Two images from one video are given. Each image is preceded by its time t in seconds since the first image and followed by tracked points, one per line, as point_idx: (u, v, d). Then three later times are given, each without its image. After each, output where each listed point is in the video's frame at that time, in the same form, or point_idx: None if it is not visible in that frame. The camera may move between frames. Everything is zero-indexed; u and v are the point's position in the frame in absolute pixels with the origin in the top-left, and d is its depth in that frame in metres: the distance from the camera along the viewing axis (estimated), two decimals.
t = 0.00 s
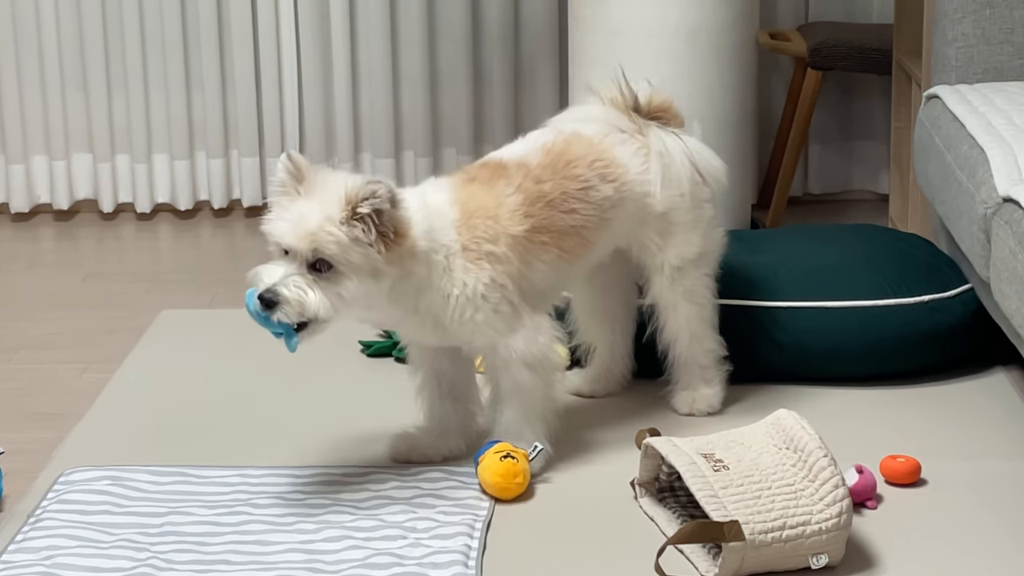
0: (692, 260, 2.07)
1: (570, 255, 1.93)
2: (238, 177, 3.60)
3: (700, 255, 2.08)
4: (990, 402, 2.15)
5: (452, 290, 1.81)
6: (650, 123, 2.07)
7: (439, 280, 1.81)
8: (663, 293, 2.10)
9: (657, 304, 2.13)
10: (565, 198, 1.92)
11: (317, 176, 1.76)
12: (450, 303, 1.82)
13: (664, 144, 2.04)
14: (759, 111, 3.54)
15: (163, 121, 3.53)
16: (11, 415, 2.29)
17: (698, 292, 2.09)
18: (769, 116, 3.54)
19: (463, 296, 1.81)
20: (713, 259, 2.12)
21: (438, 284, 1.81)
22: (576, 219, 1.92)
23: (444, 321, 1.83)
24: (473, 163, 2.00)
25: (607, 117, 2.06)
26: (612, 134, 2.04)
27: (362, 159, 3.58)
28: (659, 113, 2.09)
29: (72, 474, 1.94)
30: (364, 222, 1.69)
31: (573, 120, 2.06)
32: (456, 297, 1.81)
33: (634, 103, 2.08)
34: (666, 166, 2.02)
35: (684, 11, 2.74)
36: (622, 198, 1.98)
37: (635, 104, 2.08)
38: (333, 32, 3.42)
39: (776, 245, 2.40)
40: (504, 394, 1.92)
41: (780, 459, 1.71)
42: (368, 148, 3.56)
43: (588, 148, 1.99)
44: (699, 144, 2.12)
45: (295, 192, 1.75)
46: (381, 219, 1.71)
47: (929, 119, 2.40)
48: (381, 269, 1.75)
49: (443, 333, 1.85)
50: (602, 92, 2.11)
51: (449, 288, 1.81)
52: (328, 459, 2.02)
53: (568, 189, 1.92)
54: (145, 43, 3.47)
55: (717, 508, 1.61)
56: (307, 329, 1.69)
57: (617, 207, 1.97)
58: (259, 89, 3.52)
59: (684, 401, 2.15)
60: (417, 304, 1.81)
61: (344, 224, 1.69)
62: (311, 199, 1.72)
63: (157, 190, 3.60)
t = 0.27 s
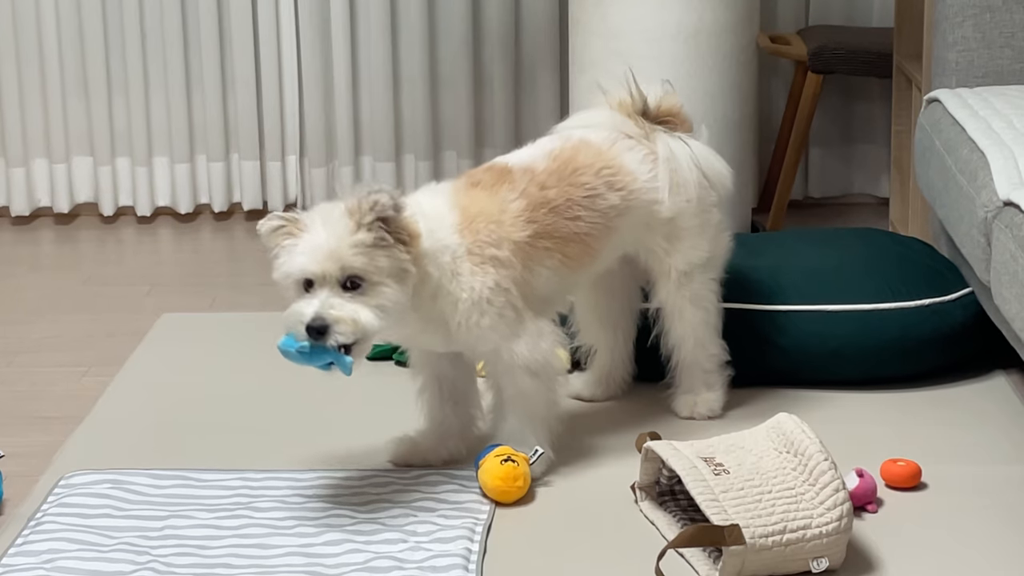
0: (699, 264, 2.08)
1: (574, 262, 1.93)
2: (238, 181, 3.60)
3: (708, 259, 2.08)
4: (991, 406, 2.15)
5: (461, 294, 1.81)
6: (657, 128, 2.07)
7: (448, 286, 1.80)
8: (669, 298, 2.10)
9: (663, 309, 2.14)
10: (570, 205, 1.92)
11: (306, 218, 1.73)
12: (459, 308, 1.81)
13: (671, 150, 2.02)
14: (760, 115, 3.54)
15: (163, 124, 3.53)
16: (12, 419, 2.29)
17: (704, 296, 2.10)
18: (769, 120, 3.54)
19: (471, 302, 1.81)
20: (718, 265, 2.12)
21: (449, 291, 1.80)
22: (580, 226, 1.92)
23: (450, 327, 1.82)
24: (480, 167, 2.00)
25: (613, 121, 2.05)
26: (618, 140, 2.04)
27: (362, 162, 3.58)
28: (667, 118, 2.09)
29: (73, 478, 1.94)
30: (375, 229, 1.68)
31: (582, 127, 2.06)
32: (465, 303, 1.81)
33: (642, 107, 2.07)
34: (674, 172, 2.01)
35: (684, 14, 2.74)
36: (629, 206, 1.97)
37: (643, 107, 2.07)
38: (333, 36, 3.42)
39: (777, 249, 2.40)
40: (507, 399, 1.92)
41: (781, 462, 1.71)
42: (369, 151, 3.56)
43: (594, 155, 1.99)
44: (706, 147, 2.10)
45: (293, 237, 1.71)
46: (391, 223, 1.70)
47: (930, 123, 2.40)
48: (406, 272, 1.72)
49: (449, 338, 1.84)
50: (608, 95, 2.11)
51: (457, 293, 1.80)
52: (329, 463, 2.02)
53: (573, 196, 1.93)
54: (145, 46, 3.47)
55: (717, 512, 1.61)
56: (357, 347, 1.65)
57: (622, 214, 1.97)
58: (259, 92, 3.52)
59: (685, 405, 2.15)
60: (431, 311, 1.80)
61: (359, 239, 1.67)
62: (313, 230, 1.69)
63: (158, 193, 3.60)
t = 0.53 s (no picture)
0: (697, 269, 2.07)
1: (575, 269, 1.93)
2: (238, 184, 3.60)
3: (708, 263, 2.08)
4: (991, 410, 2.14)
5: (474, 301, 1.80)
6: (656, 129, 2.07)
7: (461, 296, 1.79)
8: (668, 302, 2.10)
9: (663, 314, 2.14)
10: (572, 211, 1.92)
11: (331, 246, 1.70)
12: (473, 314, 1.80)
13: (668, 154, 2.02)
14: (760, 118, 3.54)
15: (164, 128, 3.53)
16: (12, 422, 2.29)
17: (704, 300, 2.10)
18: (770, 123, 3.54)
19: (482, 309, 1.80)
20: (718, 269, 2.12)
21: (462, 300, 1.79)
22: (582, 232, 1.92)
23: (462, 333, 1.81)
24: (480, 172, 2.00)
25: (613, 127, 2.06)
26: (617, 147, 2.04)
27: (362, 165, 3.59)
28: (667, 119, 2.10)
29: (73, 481, 1.94)
30: (405, 259, 1.68)
31: (583, 133, 2.06)
32: (476, 311, 1.80)
33: (642, 108, 2.08)
34: (672, 176, 2.01)
35: (684, 18, 2.74)
36: (628, 214, 1.97)
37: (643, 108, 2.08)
38: (334, 40, 3.43)
39: (778, 253, 2.40)
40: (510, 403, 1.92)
41: (782, 466, 1.71)
42: (369, 154, 3.56)
43: (594, 162, 1.99)
44: (706, 151, 2.10)
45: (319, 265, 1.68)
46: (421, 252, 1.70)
47: (930, 126, 2.40)
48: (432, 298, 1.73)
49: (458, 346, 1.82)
50: (609, 100, 2.12)
51: (471, 300, 1.80)
52: (329, 466, 2.02)
53: (575, 201, 1.92)
54: (146, 50, 3.48)
55: (718, 516, 1.61)
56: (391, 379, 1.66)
57: (622, 222, 1.97)
58: (259, 95, 3.52)
59: (685, 409, 2.15)
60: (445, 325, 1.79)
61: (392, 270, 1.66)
62: (342, 260, 1.67)
63: (158, 197, 3.60)
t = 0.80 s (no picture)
0: (690, 273, 2.07)
1: (573, 271, 1.94)
2: (238, 187, 3.60)
3: (703, 267, 2.08)
4: (991, 412, 2.14)
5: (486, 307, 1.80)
6: (651, 133, 2.08)
7: (472, 307, 1.79)
8: (664, 306, 2.09)
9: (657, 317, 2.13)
10: (569, 215, 1.92)
11: (325, 346, 1.68)
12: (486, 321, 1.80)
13: (661, 159, 2.02)
14: (760, 121, 3.54)
15: (164, 131, 3.53)
16: (12, 425, 2.29)
17: (699, 304, 2.09)
18: (770, 126, 3.54)
19: (493, 315, 1.81)
20: (713, 271, 2.11)
21: (475, 309, 1.79)
22: (578, 235, 1.92)
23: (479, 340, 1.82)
24: (472, 176, 1.99)
25: (610, 131, 2.05)
26: (611, 151, 2.03)
27: (362, 168, 3.59)
28: (667, 123, 2.10)
29: (73, 484, 1.94)
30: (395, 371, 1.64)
31: (577, 137, 2.06)
32: (486, 318, 1.80)
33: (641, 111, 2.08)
34: (665, 183, 2.01)
35: (684, 20, 2.74)
36: (622, 220, 1.97)
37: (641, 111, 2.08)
38: (334, 42, 3.43)
39: (778, 255, 2.40)
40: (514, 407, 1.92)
41: (782, 468, 1.71)
42: (369, 157, 3.57)
43: (588, 167, 1.98)
44: (702, 157, 2.09)
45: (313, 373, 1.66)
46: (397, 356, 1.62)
47: (930, 129, 2.40)
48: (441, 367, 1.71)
49: (473, 354, 1.83)
50: (608, 101, 2.11)
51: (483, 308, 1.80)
52: (329, 469, 2.02)
53: (571, 205, 1.92)
54: (146, 53, 3.48)
55: (718, 519, 1.61)
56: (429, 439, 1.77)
57: (616, 227, 1.97)
58: (259, 97, 3.52)
59: (684, 411, 2.15)
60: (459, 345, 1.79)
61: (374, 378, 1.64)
62: (332, 371, 1.66)
63: (158, 199, 3.61)
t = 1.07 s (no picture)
0: (690, 274, 2.07)
1: (566, 267, 1.93)
2: (238, 189, 3.60)
3: (703, 267, 2.08)
4: (991, 414, 2.14)
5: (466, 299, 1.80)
6: (650, 138, 2.07)
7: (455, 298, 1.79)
8: (663, 308, 2.10)
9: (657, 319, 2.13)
10: (559, 211, 1.92)
11: (304, 330, 1.66)
12: (467, 315, 1.80)
13: (657, 160, 2.02)
14: (760, 122, 3.54)
15: (164, 133, 3.53)
16: (12, 427, 2.29)
17: (699, 305, 2.10)
18: (770, 127, 3.54)
19: (474, 308, 1.80)
20: (713, 273, 2.11)
21: (455, 300, 1.79)
22: (570, 230, 1.92)
23: (460, 335, 1.82)
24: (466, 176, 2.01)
25: (606, 132, 2.06)
26: (606, 151, 2.04)
27: (362, 170, 3.59)
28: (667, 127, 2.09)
29: (73, 486, 1.94)
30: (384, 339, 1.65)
31: (572, 136, 2.06)
32: (467, 309, 1.80)
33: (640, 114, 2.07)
34: (661, 186, 2.01)
35: (684, 22, 2.75)
36: (617, 217, 1.97)
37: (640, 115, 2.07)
38: (334, 45, 3.43)
39: (778, 257, 2.40)
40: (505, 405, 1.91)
41: (781, 470, 1.71)
42: (369, 159, 3.57)
43: (582, 164, 1.99)
44: (700, 157, 2.09)
45: (304, 359, 1.65)
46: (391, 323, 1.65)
47: (929, 130, 2.40)
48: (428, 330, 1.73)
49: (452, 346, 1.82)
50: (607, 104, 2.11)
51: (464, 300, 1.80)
52: (329, 470, 2.02)
53: (562, 202, 1.92)
54: (146, 55, 3.48)
55: (718, 520, 1.61)
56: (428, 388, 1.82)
57: (611, 223, 1.97)
58: (259, 99, 3.52)
59: (684, 412, 2.15)
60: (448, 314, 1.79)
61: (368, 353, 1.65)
62: (324, 354, 1.65)
63: (158, 202, 3.61)
